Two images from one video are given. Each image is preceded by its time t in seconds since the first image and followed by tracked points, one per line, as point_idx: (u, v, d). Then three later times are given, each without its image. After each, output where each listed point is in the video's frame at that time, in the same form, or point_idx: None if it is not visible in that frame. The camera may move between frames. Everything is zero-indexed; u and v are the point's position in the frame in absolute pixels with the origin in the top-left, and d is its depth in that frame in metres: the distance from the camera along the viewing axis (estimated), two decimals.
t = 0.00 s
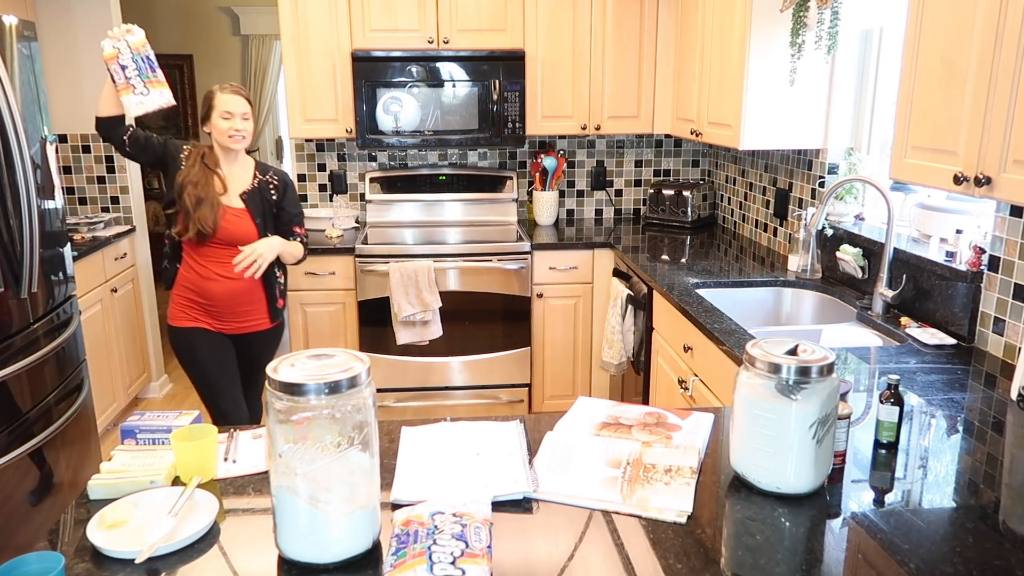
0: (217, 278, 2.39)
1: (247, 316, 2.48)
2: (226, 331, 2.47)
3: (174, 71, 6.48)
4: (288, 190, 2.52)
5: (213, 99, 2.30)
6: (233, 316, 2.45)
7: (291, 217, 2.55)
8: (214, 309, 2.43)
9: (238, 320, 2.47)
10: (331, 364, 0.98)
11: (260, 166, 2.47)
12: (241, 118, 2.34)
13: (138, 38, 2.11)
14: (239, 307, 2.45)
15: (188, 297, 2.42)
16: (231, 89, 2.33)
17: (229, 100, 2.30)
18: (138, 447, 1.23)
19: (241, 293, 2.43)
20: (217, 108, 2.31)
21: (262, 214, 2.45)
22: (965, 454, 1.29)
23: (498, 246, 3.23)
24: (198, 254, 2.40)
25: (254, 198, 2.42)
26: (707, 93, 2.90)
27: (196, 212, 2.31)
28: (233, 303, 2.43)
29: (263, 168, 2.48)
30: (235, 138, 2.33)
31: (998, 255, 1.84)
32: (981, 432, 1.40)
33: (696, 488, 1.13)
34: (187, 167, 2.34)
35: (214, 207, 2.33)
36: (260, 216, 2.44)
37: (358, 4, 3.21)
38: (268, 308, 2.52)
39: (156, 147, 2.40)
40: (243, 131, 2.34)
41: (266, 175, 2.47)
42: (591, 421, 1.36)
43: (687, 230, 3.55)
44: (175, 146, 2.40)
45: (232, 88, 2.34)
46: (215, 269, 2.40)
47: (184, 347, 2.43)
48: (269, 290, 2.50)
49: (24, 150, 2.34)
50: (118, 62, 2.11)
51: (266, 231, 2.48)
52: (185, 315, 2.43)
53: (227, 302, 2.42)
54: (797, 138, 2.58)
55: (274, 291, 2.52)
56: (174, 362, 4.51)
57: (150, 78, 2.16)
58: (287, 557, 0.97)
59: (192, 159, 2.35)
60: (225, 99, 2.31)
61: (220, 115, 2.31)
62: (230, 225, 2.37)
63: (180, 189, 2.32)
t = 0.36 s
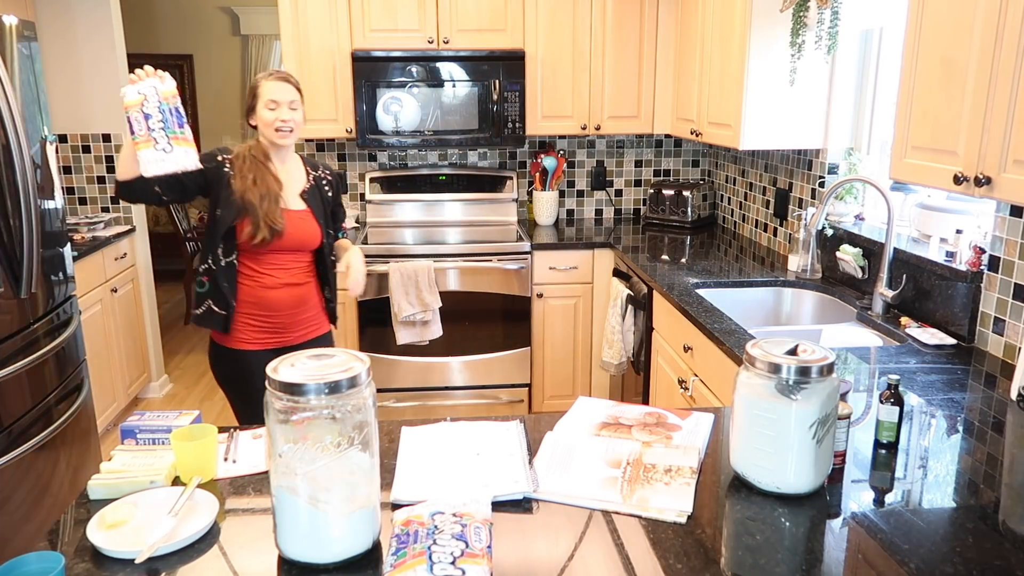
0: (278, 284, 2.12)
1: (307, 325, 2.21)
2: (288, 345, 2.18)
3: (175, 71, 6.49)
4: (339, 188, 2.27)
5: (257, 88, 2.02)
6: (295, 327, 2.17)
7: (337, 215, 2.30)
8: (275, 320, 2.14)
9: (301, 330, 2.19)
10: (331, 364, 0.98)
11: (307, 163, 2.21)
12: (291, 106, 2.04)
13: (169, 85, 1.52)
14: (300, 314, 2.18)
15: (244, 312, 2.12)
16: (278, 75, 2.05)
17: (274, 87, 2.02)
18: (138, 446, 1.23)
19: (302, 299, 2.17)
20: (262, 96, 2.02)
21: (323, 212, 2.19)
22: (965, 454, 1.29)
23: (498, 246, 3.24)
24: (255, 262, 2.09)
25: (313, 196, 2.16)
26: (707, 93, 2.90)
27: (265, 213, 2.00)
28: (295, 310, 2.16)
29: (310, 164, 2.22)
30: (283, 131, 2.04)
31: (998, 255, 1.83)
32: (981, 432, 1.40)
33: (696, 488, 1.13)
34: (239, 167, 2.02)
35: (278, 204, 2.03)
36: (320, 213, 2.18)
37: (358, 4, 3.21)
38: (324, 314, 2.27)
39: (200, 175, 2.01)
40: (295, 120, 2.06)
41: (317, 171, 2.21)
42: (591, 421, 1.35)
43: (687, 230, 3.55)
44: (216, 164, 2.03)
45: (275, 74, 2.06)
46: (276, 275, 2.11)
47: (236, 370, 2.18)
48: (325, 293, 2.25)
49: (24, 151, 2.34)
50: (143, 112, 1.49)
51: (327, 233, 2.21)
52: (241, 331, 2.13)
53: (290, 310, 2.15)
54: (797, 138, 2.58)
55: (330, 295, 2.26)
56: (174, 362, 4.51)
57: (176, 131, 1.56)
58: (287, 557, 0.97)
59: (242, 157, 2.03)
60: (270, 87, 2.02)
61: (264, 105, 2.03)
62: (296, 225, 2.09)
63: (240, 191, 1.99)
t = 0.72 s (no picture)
0: (362, 310, 1.97)
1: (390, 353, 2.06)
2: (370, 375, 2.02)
3: (175, 71, 6.49)
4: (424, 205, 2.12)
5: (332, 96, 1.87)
6: (380, 355, 2.02)
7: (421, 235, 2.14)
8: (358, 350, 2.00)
9: (384, 358, 2.03)
10: (331, 364, 0.98)
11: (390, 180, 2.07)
12: (368, 112, 1.86)
13: (240, 133, 1.30)
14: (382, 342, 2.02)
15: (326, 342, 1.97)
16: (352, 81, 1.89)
17: (349, 94, 1.85)
18: (138, 446, 1.23)
19: (385, 324, 2.02)
20: (338, 105, 1.86)
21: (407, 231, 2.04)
22: (966, 454, 1.29)
23: (497, 246, 3.23)
24: (339, 288, 1.95)
25: (397, 215, 2.02)
26: (706, 93, 2.90)
27: (350, 232, 1.87)
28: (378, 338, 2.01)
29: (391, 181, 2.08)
30: (361, 140, 1.87)
31: (998, 255, 1.83)
32: (981, 432, 1.40)
33: (696, 488, 1.13)
34: (319, 185, 1.89)
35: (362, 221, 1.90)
36: (405, 233, 2.03)
37: (358, 4, 3.21)
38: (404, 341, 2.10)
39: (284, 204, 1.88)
40: (374, 126, 1.88)
41: (401, 189, 2.07)
42: (591, 421, 1.35)
43: (687, 230, 3.55)
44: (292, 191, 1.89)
45: (352, 78, 1.91)
46: (360, 300, 1.97)
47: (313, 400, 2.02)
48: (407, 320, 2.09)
49: (24, 151, 2.34)
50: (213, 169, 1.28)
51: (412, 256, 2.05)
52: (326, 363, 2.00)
53: (373, 338, 2.00)
54: (797, 138, 2.58)
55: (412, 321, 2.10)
56: (175, 362, 4.52)
57: (254, 181, 1.32)
58: (287, 557, 0.97)
59: (322, 175, 1.90)
60: (346, 95, 1.86)
61: (340, 113, 1.86)
62: (380, 246, 1.95)
63: (322, 211, 1.86)
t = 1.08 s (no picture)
0: (428, 325, 1.87)
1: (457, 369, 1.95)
2: (439, 394, 1.92)
3: (175, 71, 6.49)
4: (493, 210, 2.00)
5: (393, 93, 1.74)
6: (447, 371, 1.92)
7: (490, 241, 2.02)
8: (425, 366, 1.90)
9: (454, 375, 1.93)
10: (331, 364, 0.97)
11: (456, 182, 1.96)
12: (431, 112, 1.71)
13: (302, 161, 1.29)
14: (450, 358, 1.92)
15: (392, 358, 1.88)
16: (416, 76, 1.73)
17: (411, 92, 1.71)
18: (138, 446, 1.23)
19: (452, 338, 1.92)
20: (400, 104, 1.73)
21: (473, 239, 1.93)
22: (965, 454, 1.29)
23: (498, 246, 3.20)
24: (403, 302, 1.86)
25: (461, 222, 1.91)
26: (706, 93, 2.90)
27: (409, 242, 1.78)
28: (446, 352, 1.91)
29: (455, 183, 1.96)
30: (423, 141, 1.73)
31: (998, 255, 1.83)
32: (980, 432, 1.40)
33: (696, 488, 1.13)
34: (377, 191, 1.82)
35: (421, 229, 1.81)
36: (470, 242, 1.92)
37: (357, 4, 3.21)
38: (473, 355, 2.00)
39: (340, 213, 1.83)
40: (437, 127, 1.73)
41: (466, 193, 1.95)
42: (591, 421, 1.35)
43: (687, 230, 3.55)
44: (347, 198, 1.83)
45: (417, 72, 1.76)
46: (424, 314, 1.87)
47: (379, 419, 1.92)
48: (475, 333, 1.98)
49: (24, 151, 2.34)
50: (274, 197, 1.27)
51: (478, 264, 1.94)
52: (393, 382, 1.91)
53: (440, 353, 1.90)
54: (797, 138, 2.58)
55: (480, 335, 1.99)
56: (175, 362, 4.52)
57: (315, 213, 1.32)
58: (287, 557, 0.97)
59: (382, 181, 1.83)
60: (407, 92, 1.72)
61: (401, 112, 1.73)
62: (442, 256, 1.85)
63: (380, 220, 1.79)
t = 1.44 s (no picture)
0: (499, 344, 1.74)
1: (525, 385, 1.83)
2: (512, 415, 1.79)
3: (175, 71, 6.49)
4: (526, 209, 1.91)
5: (421, 101, 1.57)
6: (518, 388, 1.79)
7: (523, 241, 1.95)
8: (498, 387, 1.76)
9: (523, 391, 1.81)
10: (331, 364, 0.97)
11: (490, 185, 1.85)
12: (466, 118, 1.57)
13: (395, 229, 1.24)
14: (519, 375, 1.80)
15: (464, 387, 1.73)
16: (445, 78, 1.57)
17: (442, 98, 1.55)
18: (138, 447, 1.23)
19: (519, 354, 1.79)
20: (429, 110, 1.57)
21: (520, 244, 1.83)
22: (966, 454, 1.29)
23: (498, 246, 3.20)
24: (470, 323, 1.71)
25: (508, 226, 1.80)
26: (706, 93, 2.90)
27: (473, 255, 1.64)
28: (517, 370, 1.78)
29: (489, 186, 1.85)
30: (463, 151, 1.59)
31: (998, 255, 1.83)
32: (981, 432, 1.40)
33: (696, 488, 1.13)
34: (425, 207, 1.63)
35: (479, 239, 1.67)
36: (520, 247, 1.82)
37: (357, 4, 3.21)
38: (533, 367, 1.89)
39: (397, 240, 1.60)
40: (476, 131, 1.59)
41: (504, 193, 1.86)
42: (591, 421, 1.36)
43: (687, 230, 3.54)
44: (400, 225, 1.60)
45: (443, 71, 1.59)
46: (495, 332, 1.73)
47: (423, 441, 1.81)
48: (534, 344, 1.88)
49: (24, 151, 2.34)
50: (363, 273, 1.24)
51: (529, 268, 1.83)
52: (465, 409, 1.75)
53: (512, 372, 1.77)
54: (797, 138, 2.58)
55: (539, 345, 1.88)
56: (175, 362, 4.52)
57: (406, 287, 1.29)
58: (287, 557, 0.97)
59: (426, 197, 1.64)
60: (436, 97, 1.56)
61: (433, 122, 1.57)
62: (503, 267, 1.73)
63: (443, 237, 1.62)
